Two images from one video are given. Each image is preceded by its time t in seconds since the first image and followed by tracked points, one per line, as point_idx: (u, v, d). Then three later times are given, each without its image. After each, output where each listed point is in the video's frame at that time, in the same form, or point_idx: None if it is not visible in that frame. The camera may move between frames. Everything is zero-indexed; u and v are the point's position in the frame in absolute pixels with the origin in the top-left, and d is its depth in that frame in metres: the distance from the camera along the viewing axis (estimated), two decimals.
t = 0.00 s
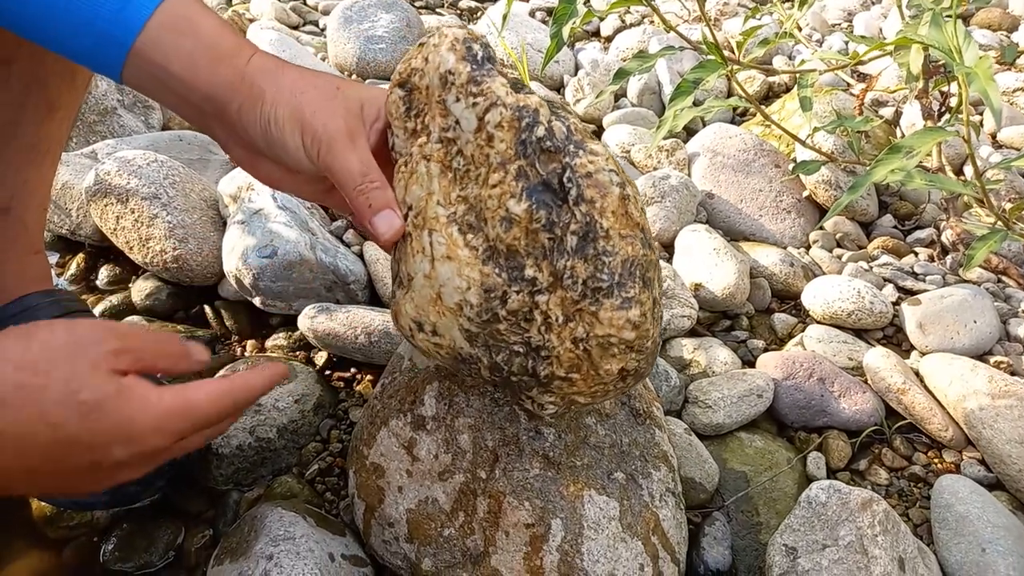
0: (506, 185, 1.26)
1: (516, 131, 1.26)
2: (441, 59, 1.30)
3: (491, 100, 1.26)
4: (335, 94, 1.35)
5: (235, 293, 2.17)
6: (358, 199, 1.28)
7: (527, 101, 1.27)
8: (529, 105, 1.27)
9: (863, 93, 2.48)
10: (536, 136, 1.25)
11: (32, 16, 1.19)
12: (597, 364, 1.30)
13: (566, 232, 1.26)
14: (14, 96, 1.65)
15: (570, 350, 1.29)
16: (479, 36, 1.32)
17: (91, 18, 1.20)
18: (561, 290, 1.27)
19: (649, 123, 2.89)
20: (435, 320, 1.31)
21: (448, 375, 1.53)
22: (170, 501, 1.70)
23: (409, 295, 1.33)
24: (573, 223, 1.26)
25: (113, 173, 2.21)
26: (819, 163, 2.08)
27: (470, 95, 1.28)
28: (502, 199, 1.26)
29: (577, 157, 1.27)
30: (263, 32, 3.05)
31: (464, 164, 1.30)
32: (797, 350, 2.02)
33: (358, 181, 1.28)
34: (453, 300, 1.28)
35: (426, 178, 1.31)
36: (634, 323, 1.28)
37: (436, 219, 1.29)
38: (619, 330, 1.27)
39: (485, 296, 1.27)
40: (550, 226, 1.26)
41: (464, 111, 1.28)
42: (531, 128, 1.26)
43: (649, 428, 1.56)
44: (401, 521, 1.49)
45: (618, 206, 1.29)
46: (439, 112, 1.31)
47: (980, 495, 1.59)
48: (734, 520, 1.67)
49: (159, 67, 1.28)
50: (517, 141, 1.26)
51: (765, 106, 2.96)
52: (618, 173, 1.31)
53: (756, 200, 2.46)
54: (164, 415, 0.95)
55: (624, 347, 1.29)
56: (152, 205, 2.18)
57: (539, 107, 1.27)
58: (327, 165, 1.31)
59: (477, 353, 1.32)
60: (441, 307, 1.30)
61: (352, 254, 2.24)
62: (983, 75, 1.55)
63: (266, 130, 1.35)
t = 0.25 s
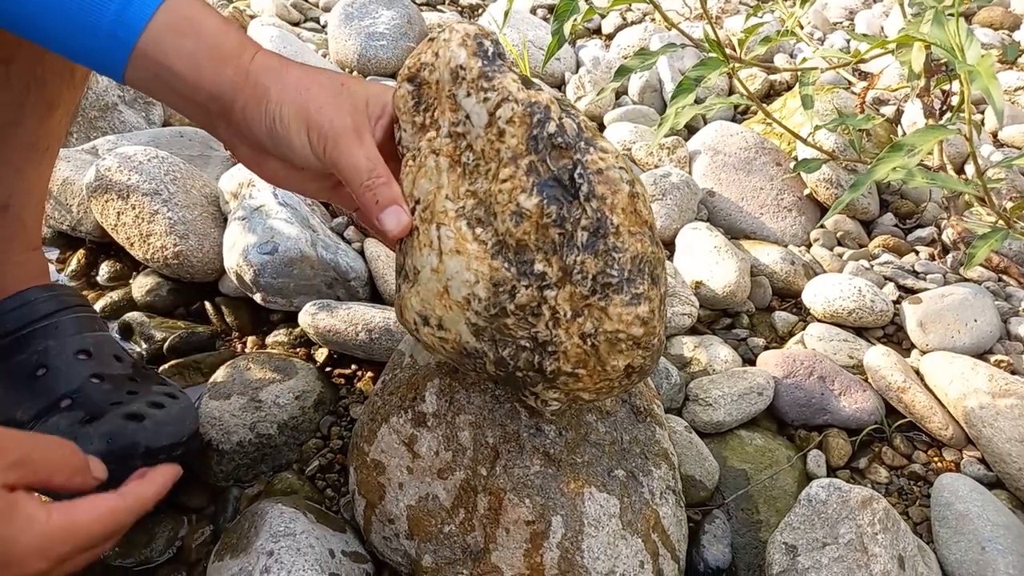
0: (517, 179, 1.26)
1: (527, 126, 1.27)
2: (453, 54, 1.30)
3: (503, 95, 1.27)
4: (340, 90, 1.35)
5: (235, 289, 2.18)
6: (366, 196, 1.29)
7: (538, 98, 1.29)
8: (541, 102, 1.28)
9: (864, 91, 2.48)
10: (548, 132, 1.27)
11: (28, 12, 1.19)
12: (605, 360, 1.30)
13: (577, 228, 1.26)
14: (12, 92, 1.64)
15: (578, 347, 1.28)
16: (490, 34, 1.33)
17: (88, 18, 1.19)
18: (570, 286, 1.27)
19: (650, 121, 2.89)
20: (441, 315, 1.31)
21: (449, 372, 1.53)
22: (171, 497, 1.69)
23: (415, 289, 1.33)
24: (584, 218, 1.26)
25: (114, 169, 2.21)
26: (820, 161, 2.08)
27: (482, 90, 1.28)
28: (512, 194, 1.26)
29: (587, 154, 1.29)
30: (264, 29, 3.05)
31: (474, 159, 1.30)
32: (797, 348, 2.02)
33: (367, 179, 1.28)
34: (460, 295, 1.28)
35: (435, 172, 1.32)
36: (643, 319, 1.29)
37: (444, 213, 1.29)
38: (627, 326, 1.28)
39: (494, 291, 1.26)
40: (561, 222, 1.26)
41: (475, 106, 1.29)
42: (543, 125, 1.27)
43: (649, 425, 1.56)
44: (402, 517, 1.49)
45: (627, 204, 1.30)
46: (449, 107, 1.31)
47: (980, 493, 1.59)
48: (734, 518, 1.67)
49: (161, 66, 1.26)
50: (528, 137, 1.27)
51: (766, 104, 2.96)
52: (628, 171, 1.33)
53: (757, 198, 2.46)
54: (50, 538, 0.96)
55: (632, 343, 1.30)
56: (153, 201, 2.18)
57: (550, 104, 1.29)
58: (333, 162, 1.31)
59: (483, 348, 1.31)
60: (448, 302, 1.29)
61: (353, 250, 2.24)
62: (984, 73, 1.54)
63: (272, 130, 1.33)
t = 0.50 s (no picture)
0: (514, 181, 1.26)
1: (523, 128, 1.26)
2: (447, 54, 1.30)
3: (498, 96, 1.27)
4: (333, 90, 1.34)
5: (234, 287, 2.18)
6: (361, 196, 1.28)
7: (534, 98, 1.28)
8: (537, 102, 1.28)
9: (864, 90, 2.48)
10: (545, 132, 1.26)
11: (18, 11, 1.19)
12: (605, 360, 1.30)
13: (575, 229, 1.26)
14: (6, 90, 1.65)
15: (578, 347, 1.28)
16: (485, 33, 1.33)
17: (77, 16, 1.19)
18: (569, 287, 1.26)
19: (650, 119, 2.89)
20: (439, 317, 1.30)
21: (447, 369, 1.53)
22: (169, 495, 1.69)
23: (412, 291, 1.32)
24: (582, 219, 1.26)
25: (112, 166, 2.21)
26: (820, 158, 2.07)
27: (477, 91, 1.28)
28: (510, 195, 1.26)
29: (585, 154, 1.28)
30: (264, 26, 3.04)
31: (470, 160, 1.30)
32: (797, 346, 2.02)
33: (362, 179, 1.27)
34: (458, 297, 1.27)
35: (431, 174, 1.31)
36: (643, 320, 1.29)
37: (441, 215, 1.29)
38: (627, 327, 1.28)
39: (493, 292, 1.26)
40: (559, 223, 1.26)
41: (470, 107, 1.29)
42: (540, 125, 1.27)
43: (648, 423, 1.56)
44: (400, 514, 1.49)
45: (626, 204, 1.30)
46: (445, 108, 1.31)
47: (979, 492, 1.59)
48: (733, 516, 1.67)
49: (151, 66, 1.26)
50: (525, 138, 1.27)
51: (765, 102, 2.95)
52: (625, 172, 1.32)
53: (756, 196, 2.46)
54: None
55: (631, 343, 1.29)
56: (151, 198, 2.17)
57: (547, 104, 1.28)
58: (327, 162, 1.31)
59: (482, 350, 1.31)
60: (447, 304, 1.28)
61: (351, 248, 2.23)
62: (984, 70, 1.54)
63: (264, 129, 1.33)
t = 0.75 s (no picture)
0: (510, 182, 1.26)
1: (519, 129, 1.27)
2: (443, 56, 1.30)
3: (494, 98, 1.27)
4: (328, 91, 1.34)
5: (230, 288, 2.18)
6: (357, 197, 1.29)
7: (530, 99, 1.28)
8: (532, 104, 1.28)
9: (859, 91, 2.48)
10: (540, 134, 1.27)
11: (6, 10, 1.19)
12: (601, 361, 1.30)
13: (571, 230, 1.26)
14: None
15: (574, 348, 1.28)
16: (480, 35, 1.33)
17: (69, 15, 1.19)
18: (565, 288, 1.27)
19: (646, 119, 2.89)
20: (435, 318, 1.30)
21: (443, 370, 1.53)
22: (165, 497, 1.69)
23: (408, 292, 1.32)
24: (578, 221, 1.26)
25: (108, 167, 2.21)
26: (815, 159, 2.08)
27: (473, 92, 1.28)
28: (506, 197, 1.26)
29: (581, 156, 1.29)
30: (260, 27, 3.04)
31: (466, 161, 1.30)
32: (792, 346, 2.02)
33: (358, 180, 1.28)
34: (454, 298, 1.27)
35: (426, 176, 1.32)
36: (639, 321, 1.29)
37: (437, 217, 1.29)
38: (623, 328, 1.28)
39: (489, 293, 1.26)
40: (555, 224, 1.26)
41: (466, 109, 1.29)
42: (535, 127, 1.27)
43: (643, 422, 1.56)
44: (395, 515, 1.49)
45: (621, 205, 1.30)
46: (440, 110, 1.31)
47: (973, 490, 1.59)
48: (728, 516, 1.67)
49: (145, 65, 1.26)
50: (520, 139, 1.27)
51: (761, 103, 2.96)
52: (620, 173, 1.32)
53: (751, 197, 2.47)
54: None
55: (628, 344, 1.30)
56: (147, 199, 2.17)
57: (542, 106, 1.28)
58: (322, 162, 1.31)
59: (478, 351, 1.31)
60: (442, 305, 1.28)
61: (347, 249, 2.24)
62: (978, 71, 1.55)
63: (259, 129, 1.33)
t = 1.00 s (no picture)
0: (511, 183, 1.26)
1: (520, 130, 1.26)
2: (445, 57, 1.30)
3: (496, 99, 1.27)
4: (328, 91, 1.34)
5: (227, 288, 2.17)
6: (356, 198, 1.29)
7: (531, 101, 1.28)
8: (534, 106, 1.28)
9: (858, 95, 2.48)
10: (541, 135, 1.26)
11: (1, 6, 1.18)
12: (599, 363, 1.30)
13: (571, 232, 1.26)
14: None
15: (573, 350, 1.28)
16: (482, 36, 1.33)
17: (69, 15, 1.18)
18: (564, 290, 1.26)
19: (645, 122, 2.89)
20: (434, 319, 1.30)
21: (441, 371, 1.52)
22: (162, 497, 1.69)
23: (407, 293, 1.32)
24: (578, 222, 1.26)
25: (106, 166, 2.20)
26: (814, 162, 2.08)
27: (474, 93, 1.28)
28: (506, 198, 1.26)
29: (582, 158, 1.29)
30: (259, 27, 3.04)
31: (466, 162, 1.30)
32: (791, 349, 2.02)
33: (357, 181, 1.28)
34: (453, 299, 1.27)
35: (426, 176, 1.31)
36: (638, 323, 1.29)
37: (436, 217, 1.29)
38: (622, 330, 1.28)
39: (488, 294, 1.26)
40: (555, 225, 1.26)
41: (467, 110, 1.29)
42: (537, 128, 1.27)
43: (641, 425, 1.56)
44: (392, 516, 1.49)
45: (622, 207, 1.30)
46: (441, 110, 1.31)
47: (971, 495, 1.59)
48: (725, 519, 1.67)
49: (144, 64, 1.25)
50: (521, 141, 1.27)
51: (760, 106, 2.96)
52: (621, 174, 1.32)
53: (750, 200, 2.47)
54: None
55: (627, 346, 1.29)
56: (145, 199, 2.17)
57: (544, 107, 1.28)
58: (321, 163, 1.31)
59: (477, 352, 1.31)
60: (441, 306, 1.28)
61: (346, 250, 2.23)
62: (977, 76, 1.55)
63: (258, 129, 1.32)
